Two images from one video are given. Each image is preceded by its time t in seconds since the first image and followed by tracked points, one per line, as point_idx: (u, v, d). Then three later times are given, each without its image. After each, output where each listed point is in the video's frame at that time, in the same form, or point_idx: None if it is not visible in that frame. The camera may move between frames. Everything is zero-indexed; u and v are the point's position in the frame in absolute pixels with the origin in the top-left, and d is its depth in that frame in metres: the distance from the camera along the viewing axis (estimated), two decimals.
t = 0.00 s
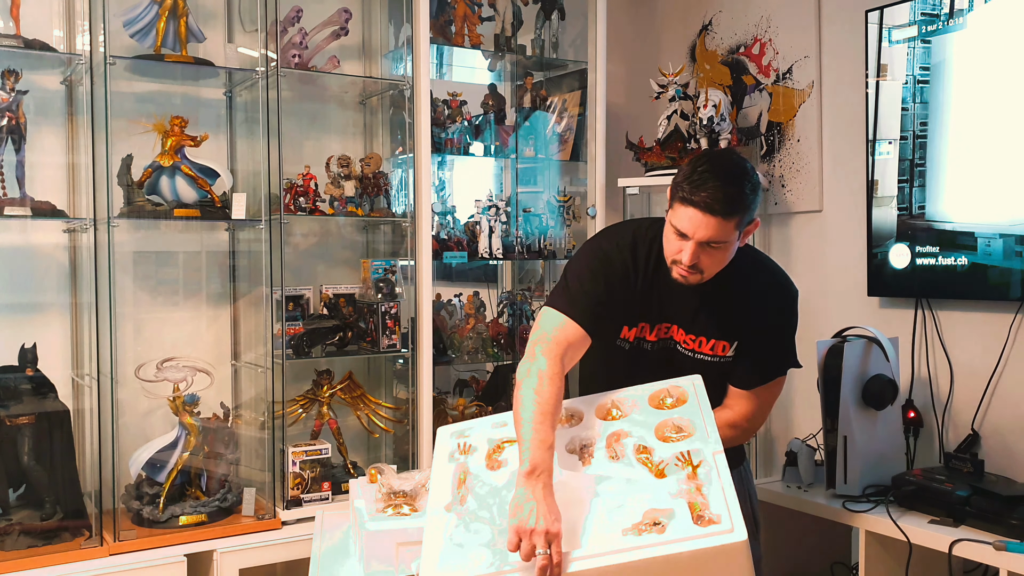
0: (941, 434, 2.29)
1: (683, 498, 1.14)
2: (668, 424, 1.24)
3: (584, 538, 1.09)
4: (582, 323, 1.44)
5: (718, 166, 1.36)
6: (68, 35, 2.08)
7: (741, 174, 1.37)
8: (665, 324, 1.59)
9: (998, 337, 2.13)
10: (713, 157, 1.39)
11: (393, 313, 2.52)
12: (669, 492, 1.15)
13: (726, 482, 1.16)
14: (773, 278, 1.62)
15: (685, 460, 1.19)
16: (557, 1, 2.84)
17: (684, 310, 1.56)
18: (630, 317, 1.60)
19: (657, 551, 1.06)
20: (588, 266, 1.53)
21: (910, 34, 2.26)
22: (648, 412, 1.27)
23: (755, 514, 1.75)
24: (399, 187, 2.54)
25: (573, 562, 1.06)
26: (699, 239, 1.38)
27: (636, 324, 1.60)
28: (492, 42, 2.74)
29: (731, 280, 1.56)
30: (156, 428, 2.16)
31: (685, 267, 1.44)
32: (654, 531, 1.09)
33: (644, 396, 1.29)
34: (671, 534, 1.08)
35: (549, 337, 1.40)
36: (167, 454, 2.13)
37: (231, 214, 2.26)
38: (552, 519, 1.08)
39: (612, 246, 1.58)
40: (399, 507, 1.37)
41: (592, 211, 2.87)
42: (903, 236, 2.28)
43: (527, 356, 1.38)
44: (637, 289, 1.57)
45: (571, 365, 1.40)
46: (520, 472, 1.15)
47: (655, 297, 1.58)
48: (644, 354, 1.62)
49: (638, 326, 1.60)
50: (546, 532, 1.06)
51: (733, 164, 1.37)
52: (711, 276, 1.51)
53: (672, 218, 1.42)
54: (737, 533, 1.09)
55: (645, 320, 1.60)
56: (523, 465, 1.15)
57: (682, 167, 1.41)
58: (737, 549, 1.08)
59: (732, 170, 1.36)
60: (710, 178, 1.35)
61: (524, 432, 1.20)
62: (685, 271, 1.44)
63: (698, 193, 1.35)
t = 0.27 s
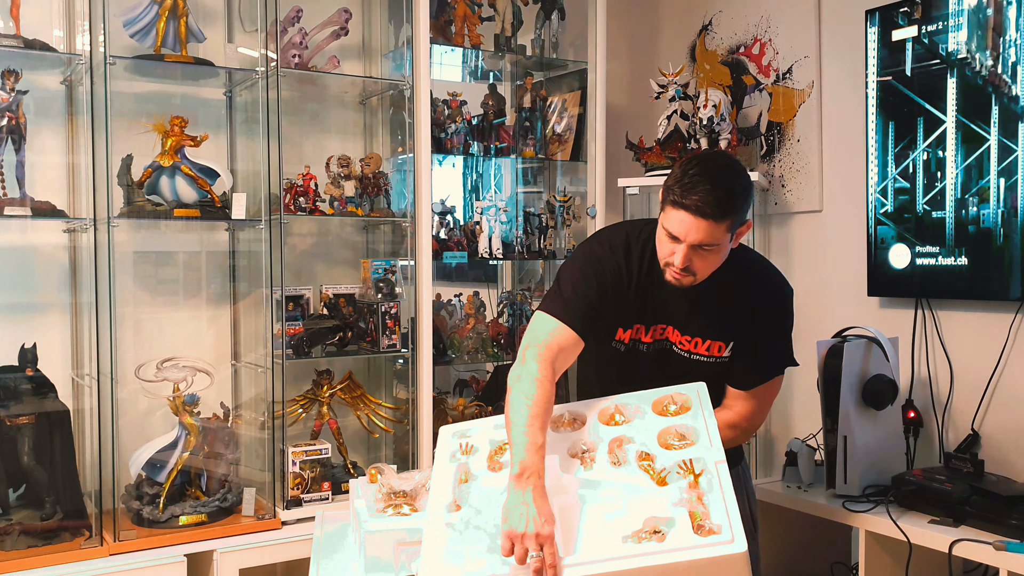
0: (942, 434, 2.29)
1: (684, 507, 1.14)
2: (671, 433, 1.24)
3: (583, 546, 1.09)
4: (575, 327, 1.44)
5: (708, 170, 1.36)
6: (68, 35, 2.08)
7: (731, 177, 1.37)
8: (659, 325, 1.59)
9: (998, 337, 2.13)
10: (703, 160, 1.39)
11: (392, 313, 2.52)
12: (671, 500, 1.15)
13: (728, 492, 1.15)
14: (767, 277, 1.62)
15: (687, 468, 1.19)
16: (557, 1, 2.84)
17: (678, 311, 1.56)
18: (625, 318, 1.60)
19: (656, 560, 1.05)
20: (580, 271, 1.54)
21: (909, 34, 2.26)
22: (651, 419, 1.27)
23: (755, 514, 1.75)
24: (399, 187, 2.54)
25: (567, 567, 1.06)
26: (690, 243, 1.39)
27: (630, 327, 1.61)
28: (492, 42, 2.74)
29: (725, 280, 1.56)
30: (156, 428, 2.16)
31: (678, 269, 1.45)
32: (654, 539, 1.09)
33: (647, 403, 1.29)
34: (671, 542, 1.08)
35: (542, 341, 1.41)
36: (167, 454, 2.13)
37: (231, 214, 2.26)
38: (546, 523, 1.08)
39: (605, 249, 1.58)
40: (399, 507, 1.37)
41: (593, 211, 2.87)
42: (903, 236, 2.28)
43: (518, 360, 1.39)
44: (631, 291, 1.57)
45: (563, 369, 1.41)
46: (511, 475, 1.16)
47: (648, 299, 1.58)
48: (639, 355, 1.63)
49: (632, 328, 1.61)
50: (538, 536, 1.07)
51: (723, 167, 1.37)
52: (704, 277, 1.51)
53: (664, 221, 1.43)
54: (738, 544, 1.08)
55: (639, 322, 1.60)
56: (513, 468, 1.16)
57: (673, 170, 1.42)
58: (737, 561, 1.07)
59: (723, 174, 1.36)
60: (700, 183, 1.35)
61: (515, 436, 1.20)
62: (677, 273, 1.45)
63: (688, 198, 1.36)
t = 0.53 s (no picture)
0: (941, 434, 2.29)
1: (684, 506, 1.14)
2: (670, 430, 1.24)
3: (583, 546, 1.09)
4: (573, 331, 1.44)
5: (703, 170, 1.36)
6: (68, 35, 2.08)
7: (725, 177, 1.36)
8: (658, 327, 1.59)
9: (998, 337, 2.13)
10: (698, 160, 1.38)
11: (393, 313, 2.52)
12: (670, 500, 1.15)
13: (727, 489, 1.15)
14: (764, 275, 1.61)
15: (686, 466, 1.19)
16: (557, 1, 2.84)
17: (676, 313, 1.56)
18: (623, 321, 1.60)
19: (654, 560, 1.05)
20: (576, 275, 1.54)
21: (910, 34, 2.26)
22: (649, 416, 1.26)
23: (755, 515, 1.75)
24: (399, 187, 2.54)
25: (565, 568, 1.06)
26: (685, 243, 1.38)
27: (628, 329, 1.60)
28: (492, 42, 2.74)
29: (723, 281, 1.56)
30: (156, 428, 2.17)
31: (673, 270, 1.44)
32: (654, 539, 1.09)
33: (646, 400, 1.29)
34: (671, 541, 1.08)
35: (541, 347, 1.41)
36: (167, 454, 2.13)
37: (231, 214, 2.26)
38: (543, 530, 1.08)
39: (602, 252, 1.59)
40: (399, 507, 1.37)
41: (592, 211, 2.87)
42: (903, 237, 2.28)
43: (516, 366, 1.40)
44: (628, 294, 1.57)
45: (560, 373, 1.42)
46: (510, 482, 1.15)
47: (646, 301, 1.58)
48: (638, 356, 1.62)
49: (630, 330, 1.60)
50: (535, 544, 1.07)
51: (717, 167, 1.37)
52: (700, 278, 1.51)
53: (659, 222, 1.42)
54: (737, 543, 1.07)
55: (637, 323, 1.60)
56: (511, 475, 1.15)
57: (668, 171, 1.41)
58: (737, 559, 1.06)
59: (717, 174, 1.35)
60: (694, 183, 1.35)
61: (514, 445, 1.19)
62: (673, 274, 1.45)
63: (683, 198, 1.35)
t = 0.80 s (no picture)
0: (942, 434, 2.29)
1: (678, 501, 1.13)
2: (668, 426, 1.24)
3: (575, 534, 1.09)
4: (559, 331, 1.45)
5: (695, 166, 1.37)
6: (68, 36, 2.08)
7: (717, 172, 1.37)
8: (655, 324, 1.59)
9: (998, 337, 2.13)
10: (690, 156, 1.40)
11: (393, 313, 2.51)
12: (665, 495, 1.15)
13: (722, 489, 1.15)
14: (762, 272, 1.61)
15: (681, 463, 1.18)
16: (557, 1, 2.84)
17: (672, 310, 1.56)
18: (618, 319, 1.60)
19: (646, 553, 1.05)
20: (569, 272, 1.55)
21: (909, 34, 2.25)
22: (647, 411, 1.27)
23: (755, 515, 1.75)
24: (399, 187, 2.54)
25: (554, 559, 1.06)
26: (679, 239, 1.39)
27: (625, 326, 1.60)
28: (492, 42, 2.74)
29: (719, 277, 1.56)
30: (156, 428, 2.17)
31: (668, 267, 1.44)
32: (647, 533, 1.08)
33: (645, 395, 1.29)
34: (663, 536, 1.08)
35: (529, 342, 1.41)
36: (167, 454, 2.13)
37: (231, 214, 2.26)
38: (533, 522, 1.08)
39: (597, 249, 1.60)
40: (399, 507, 1.37)
41: (592, 211, 2.87)
42: (903, 237, 2.28)
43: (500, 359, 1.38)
44: (623, 292, 1.58)
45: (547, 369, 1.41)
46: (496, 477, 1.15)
47: (642, 298, 1.58)
48: (637, 356, 1.62)
49: (627, 328, 1.60)
50: (525, 536, 1.06)
51: (709, 163, 1.38)
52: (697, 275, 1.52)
53: (653, 220, 1.43)
54: (728, 541, 1.07)
55: (633, 321, 1.60)
56: (497, 470, 1.16)
57: (661, 168, 1.43)
58: (726, 558, 1.06)
59: (709, 169, 1.37)
60: (685, 178, 1.36)
61: (498, 441, 1.19)
62: (668, 271, 1.45)
63: (675, 194, 1.36)
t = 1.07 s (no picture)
0: (942, 434, 2.29)
1: (682, 494, 1.13)
2: (674, 433, 1.25)
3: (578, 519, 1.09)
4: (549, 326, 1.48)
5: (674, 156, 1.36)
6: (68, 35, 2.08)
7: (697, 161, 1.36)
8: (648, 319, 1.59)
9: (998, 337, 2.13)
10: (670, 147, 1.39)
11: (392, 313, 2.51)
12: (669, 488, 1.14)
13: (726, 483, 1.14)
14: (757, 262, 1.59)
15: (687, 462, 1.18)
16: (557, 1, 2.84)
17: (664, 305, 1.56)
18: (609, 314, 1.60)
19: (646, 536, 1.04)
20: (558, 269, 1.55)
21: (909, 34, 2.25)
22: (656, 420, 1.28)
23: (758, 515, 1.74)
24: (399, 186, 2.54)
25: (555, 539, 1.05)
26: (662, 230, 1.38)
27: (618, 322, 1.60)
28: (492, 42, 2.74)
29: (711, 271, 1.54)
30: (156, 428, 2.17)
31: (654, 259, 1.44)
32: (649, 519, 1.08)
33: (653, 407, 1.31)
34: (665, 522, 1.07)
35: (516, 339, 1.45)
36: (167, 454, 2.13)
37: (231, 214, 2.26)
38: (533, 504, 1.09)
39: (588, 245, 1.59)
40: (399, 507, 1.37)
41: (593, 211, 2.87)
42: (903, 237, 2.28)
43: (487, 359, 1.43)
44: (613, 289, 1.58)
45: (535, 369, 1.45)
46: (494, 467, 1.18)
47: (634, 293, 1.58)
48: (637, 356, 1.62)
49: (620, 323, 1.60)
50: (525, 515, 1.07)
51: (688, 153, 1.37)
52: (686, 267, 1.50)
53: (636, 212, 1.42)
54: (731, 528, 1.05)
55: (626, 316, 1.59)
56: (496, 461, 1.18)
57: (642, 160, 1.42)
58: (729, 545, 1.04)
59: (688, 159, 1.36)
60: (664, 168, 1.35)
61: (492, 431, 1.24)
62: (654, 262, 1.45)
63: (655, 185, 1.36)
